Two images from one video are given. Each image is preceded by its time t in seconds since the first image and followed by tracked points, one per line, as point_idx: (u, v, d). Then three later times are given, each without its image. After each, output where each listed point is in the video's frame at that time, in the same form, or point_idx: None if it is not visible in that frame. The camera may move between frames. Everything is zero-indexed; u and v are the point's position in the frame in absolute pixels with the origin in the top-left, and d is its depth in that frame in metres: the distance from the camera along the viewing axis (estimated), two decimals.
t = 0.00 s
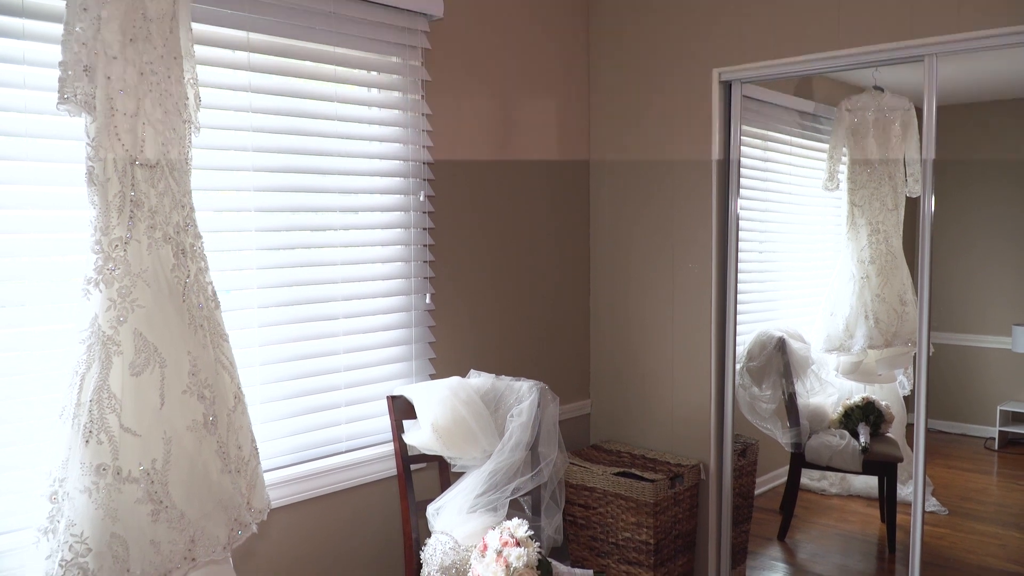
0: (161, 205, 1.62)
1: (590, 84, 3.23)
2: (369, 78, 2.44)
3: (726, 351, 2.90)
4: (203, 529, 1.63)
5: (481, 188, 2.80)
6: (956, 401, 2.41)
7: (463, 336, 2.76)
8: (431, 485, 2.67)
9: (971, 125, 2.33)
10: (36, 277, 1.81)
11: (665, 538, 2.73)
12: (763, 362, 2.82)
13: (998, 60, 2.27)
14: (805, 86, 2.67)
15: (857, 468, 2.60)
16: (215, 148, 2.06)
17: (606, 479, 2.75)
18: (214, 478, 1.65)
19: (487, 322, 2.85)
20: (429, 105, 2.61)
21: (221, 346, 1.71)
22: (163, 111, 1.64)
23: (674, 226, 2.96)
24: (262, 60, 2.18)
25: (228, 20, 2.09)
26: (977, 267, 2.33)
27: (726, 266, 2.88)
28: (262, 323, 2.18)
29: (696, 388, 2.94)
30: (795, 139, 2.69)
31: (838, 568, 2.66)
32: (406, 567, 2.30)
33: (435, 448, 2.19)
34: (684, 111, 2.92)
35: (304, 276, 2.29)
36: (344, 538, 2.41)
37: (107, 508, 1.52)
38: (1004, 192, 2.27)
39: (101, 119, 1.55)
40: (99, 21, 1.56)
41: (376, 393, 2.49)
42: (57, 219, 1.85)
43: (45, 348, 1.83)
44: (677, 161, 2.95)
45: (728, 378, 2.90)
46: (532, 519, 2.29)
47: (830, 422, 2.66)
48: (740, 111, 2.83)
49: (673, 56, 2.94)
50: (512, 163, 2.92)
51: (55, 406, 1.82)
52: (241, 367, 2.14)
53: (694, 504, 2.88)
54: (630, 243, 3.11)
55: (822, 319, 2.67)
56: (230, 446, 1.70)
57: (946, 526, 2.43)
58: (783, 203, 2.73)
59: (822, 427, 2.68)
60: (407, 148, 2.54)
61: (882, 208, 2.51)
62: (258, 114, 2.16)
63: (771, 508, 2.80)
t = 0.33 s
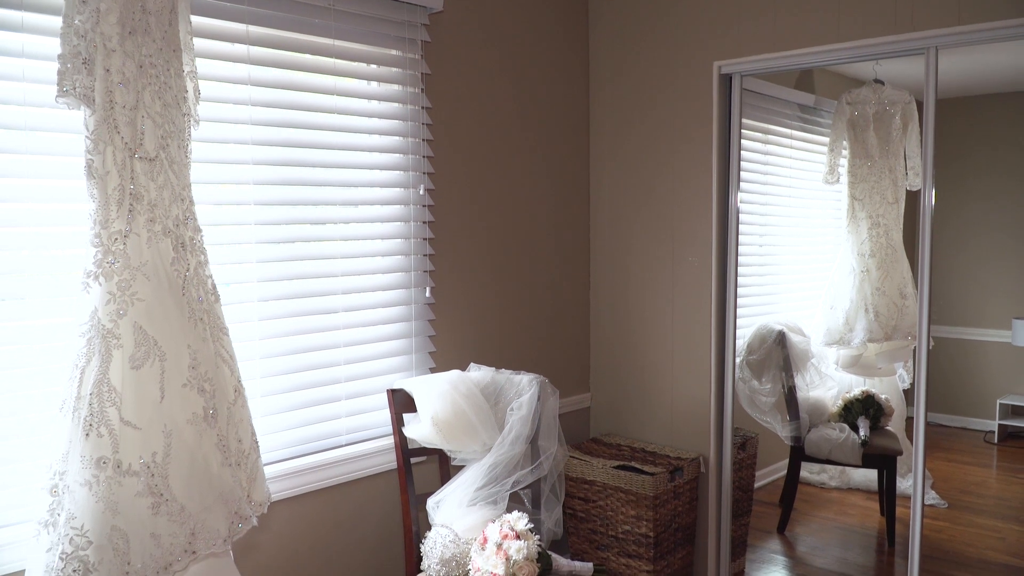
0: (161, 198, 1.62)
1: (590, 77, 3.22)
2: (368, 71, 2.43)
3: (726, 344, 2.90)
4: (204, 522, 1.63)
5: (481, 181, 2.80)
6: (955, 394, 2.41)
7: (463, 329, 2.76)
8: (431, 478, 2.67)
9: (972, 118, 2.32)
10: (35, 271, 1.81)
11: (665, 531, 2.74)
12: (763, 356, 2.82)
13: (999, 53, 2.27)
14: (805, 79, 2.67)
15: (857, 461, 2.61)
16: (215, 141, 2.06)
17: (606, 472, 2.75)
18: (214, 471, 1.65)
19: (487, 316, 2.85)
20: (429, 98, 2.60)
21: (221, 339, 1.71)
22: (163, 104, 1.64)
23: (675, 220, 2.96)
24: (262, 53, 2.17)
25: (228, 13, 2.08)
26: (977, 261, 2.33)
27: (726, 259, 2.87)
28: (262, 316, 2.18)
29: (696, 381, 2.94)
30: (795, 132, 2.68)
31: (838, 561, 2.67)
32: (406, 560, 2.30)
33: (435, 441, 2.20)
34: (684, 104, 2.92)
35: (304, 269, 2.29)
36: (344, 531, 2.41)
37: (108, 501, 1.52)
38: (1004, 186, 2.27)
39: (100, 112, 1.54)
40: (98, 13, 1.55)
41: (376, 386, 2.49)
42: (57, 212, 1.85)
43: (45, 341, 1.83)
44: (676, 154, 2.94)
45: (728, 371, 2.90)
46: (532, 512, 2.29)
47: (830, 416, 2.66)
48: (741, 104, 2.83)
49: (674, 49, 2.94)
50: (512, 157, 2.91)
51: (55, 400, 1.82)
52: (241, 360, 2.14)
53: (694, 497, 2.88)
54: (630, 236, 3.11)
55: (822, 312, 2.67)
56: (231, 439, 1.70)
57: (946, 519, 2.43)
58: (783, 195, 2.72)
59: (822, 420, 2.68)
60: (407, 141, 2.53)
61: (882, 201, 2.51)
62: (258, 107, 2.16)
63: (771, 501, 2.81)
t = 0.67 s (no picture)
0: (160, 191, 1.61)
1: (590, 72, 3.22)
2: (368, 64, 2.43)
3: (726, 338, 2.90)
4: (204, 516, 1.64)
5: (481, 175, 2.80)
6: (955, 388, 2.42)
7: (463, 323, 2.76)
8: (432, 472, 2.68)
9: (973, 112, 2.32)
10: (35, 264, 1.81)
11: (665, 524, 2.74)
12: (763, 350, 2.82)
13: (1000, 47, 2.26)
14: (806, 73, 2.66)
15: (856, 455, 2.61)
16: (214, 134, 2.06)
17: (606, 466, 2.76)
18: (215, 465, 1.66)
19: (488, 310, 2.85)
20: (428, 92, 2.60)
21: (221, 333, 1.71)
22: (162, 96, 1.63)
23: (675, 214, 2.96)
24: (262, 46, 2.17)
25: (227, 6, 2.08)
26: (978, 255, 2.33)
27: (726, 253, 2.87)
28: (262, 310, 2.18)
29: (696, 375, 2.94)
30: (796, 126, 2.68)
31: (837, 554, 2.67)
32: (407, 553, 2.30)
33: (435, 435, 2.20)
34: (685, 98, 2.91)
35: (304, 263, 2.29)
36: (344, 524, 2.41)
37: (108, 494, 1.52)
38: (1005, 180, 2.27)
39: (99, 104, 1.54)
40: (98, 6, 1.55)
41: (376, 380, 2.49)
42: (57, 206, 1.85)
43: (45, 335, 1.83)
44: (677, 148, 2.94)
45: (728, 365, 2.90)
46: (532, 505, 2.29)
47: (830, 410, 2.66)
48: (741, 98, 2.82)
49: (673, 43, 2.93)
50: (512, 150, 2.91)
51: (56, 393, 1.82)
52: (242, 354, 2.15)
53: (694, 491, 2.89)
54: (631, 230, 3.11)
55: (822, 306, 2.67)
56: (231, 433, 1.70)
57: (945, 512, 2.44)
58: (782, 189, 2.72)
59: (821, 414, 2.68)
60: (407, 135, 2.53)
61: (882, 195, 2.51)
62: (258, 100, 2.16)
63: (770, 495, 2.81)
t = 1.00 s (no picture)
0: (160, 184, 1.61)
1: (590, 65, 3.21)
2: (368, 57, 2.42)
3: (725, 333, 2.90)
4: (205, 509, 1.64)
5: (481, 169, 2.79)
6: (955, 382, 2.42)
7: (463, 317, 2.76)
8: (431, 465, 2.68)
9: (974, 105, 2.31)
10: (36, 258, 1.81)
11: (665, 518, 2.74)
12: (763, 344, 2.82)
13: (1001, 41, 2.26)
14: (806, 67, 2.66)
15: (856, 449, 2.62)
16: (214, 128, 2.06)
17: (606, 460, 2.76)
18: (216, 459, 1.65)
19: (488, 304, 2.85)
20: (428, 85, 2.60)
21: (221, 326, 1.71)
22: (162, 90, 1.63)
23: (675, 208, 2.96)
24: (262, 40, 2.17)
25: None
26: (978, 249, 2.33)
27: (726, 248, 2.87)
28: (262, 304, 2.18)
29: (695, 369, 2.95)
30: (796, 120, 2.68)
31: (837, 548, 2.68)
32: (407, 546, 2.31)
33: (435, 429, 2.20)
34: (685, 92, 2.91)
35: (304, 257, 2.29)
36: (344, 518, 2.42)
37: (110, 488, 1.52)
38: (1005, 174, 2.27)
39: (99, 98, 1.54)
40: None
41: (376, 373, 2.49)
42: (57, 200, 1.85)
43: (44, 328, 1.83)
44: (677, 142, 2.94)
45: (728, 359, 2.90)
46: (532, 499, 2.29)
47: (830, 404, 2.67)
48: (742, 91, 2.81)
49: (674, 37, 2.93)
50: (512, 144, 2.91)
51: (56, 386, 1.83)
52: (242, 347, 2.15)
53: (694, 484, 2.89)
54: (631, 224, 3.11)
55: (822, 300, 2.67)
56: (232, 426, 1.70)
57: (945, 506, 2.44)
58: (782, 183, 2.71)
59: (821, 408, 2.69)
60: (407, 129, 2.53)
61: (883, 189, 2.51)
62: (258, 94, 2.15)
63: (770, 488, 2.81)
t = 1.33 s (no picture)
0: (160, 178, 1.61)
1: (590, 59, 3.21)
2: (368, 51, 2.42)
3: (726, 327, 2.90)
4: (206, 503, 1.63)
5: (481, 164, 2.79)
6: (955, 376, 2.42)
7: (463, 311, 2.76)
8: (432, 459, 2.68)
9: (974, 100, 2.31)
10: (37, 252, 1.81)
11: (665, 512, 2.75)
12: (764, 338, 2.82)
13: (1003, 34, 2.25)
14: (807, 60, 2.65)
15: (856, 443, 2.63)
16: (214, 122, 2.05)
17: (606, 454, 2.77)
18: (217, 453, 1.65)
19: (488, 298, 2.85)
20: (429, 79, 2.59)
21: (222, 320, 1.71)
22: (162, 84, 1.63)
23: (676, 202, 2.95)
24: (262, 33, 2.16)
25: None
26: (980, 244, 2.32)
27: (726, 241, 2.87)
28: (263, 298, 2.18)
29: (696, 364, 2.95)
30: (797, 113, 2.67)
31: (837, 542, 2.68)
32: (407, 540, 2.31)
33: (435, 423, 2.20)
34: (686, 86, 2.90)
35: (304, 251, 2.29)
36: (345, 512, 2.42)
37: (111, 481, 1.52)
38: (1006, 168, 2.27)
39: (98, 92, 1.54)
40: None
41: (377, 367, 2.50)
42: (58, 194, 1.85)
43: (45, 322, 1.83)
44: (678, 135, 2.93)
45: (728, 354, 2.90)
46: (532, 493, 2.30)
47: (830, 398, 2.67)
48: (743, 85, 2.81)
49: (675, 31, 2.92)
50: (512, 138, 2.90)
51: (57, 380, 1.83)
52: (244, 341, 2.15)
53: (694, 478, 2.90)
54: (632, 219, 3.10)
55: (823, 294, 2.67)
56: (233, 420, 1.71)
57: (945, 500, 2.44)
58: (783, 177, 2.71)
59: (821, 402, 2.69)
60: (408, 123, 2.52)
61: (884, 183, 2.50)
62: (258, 87, 2.15)
63: (771, 482, 2.81)
